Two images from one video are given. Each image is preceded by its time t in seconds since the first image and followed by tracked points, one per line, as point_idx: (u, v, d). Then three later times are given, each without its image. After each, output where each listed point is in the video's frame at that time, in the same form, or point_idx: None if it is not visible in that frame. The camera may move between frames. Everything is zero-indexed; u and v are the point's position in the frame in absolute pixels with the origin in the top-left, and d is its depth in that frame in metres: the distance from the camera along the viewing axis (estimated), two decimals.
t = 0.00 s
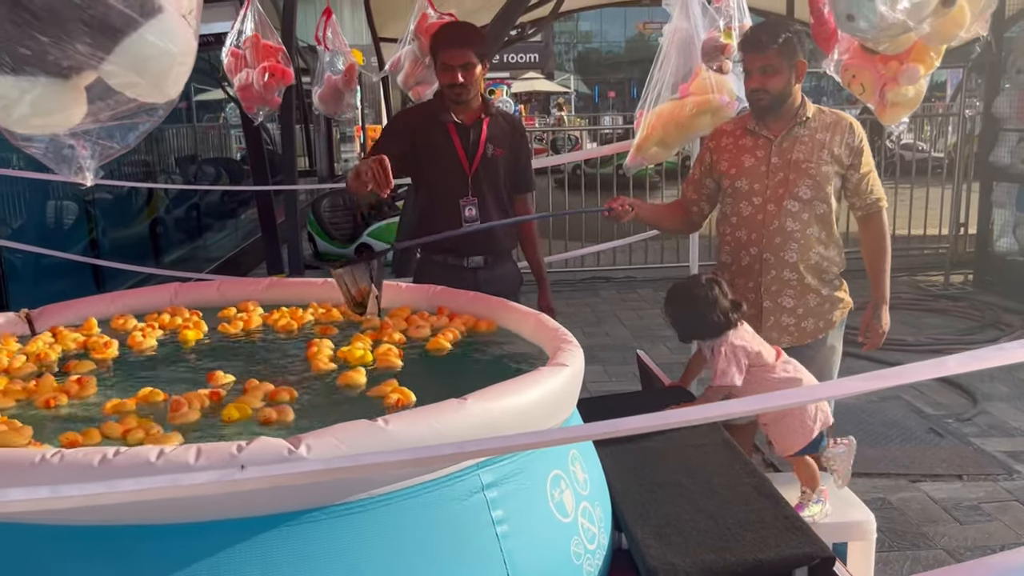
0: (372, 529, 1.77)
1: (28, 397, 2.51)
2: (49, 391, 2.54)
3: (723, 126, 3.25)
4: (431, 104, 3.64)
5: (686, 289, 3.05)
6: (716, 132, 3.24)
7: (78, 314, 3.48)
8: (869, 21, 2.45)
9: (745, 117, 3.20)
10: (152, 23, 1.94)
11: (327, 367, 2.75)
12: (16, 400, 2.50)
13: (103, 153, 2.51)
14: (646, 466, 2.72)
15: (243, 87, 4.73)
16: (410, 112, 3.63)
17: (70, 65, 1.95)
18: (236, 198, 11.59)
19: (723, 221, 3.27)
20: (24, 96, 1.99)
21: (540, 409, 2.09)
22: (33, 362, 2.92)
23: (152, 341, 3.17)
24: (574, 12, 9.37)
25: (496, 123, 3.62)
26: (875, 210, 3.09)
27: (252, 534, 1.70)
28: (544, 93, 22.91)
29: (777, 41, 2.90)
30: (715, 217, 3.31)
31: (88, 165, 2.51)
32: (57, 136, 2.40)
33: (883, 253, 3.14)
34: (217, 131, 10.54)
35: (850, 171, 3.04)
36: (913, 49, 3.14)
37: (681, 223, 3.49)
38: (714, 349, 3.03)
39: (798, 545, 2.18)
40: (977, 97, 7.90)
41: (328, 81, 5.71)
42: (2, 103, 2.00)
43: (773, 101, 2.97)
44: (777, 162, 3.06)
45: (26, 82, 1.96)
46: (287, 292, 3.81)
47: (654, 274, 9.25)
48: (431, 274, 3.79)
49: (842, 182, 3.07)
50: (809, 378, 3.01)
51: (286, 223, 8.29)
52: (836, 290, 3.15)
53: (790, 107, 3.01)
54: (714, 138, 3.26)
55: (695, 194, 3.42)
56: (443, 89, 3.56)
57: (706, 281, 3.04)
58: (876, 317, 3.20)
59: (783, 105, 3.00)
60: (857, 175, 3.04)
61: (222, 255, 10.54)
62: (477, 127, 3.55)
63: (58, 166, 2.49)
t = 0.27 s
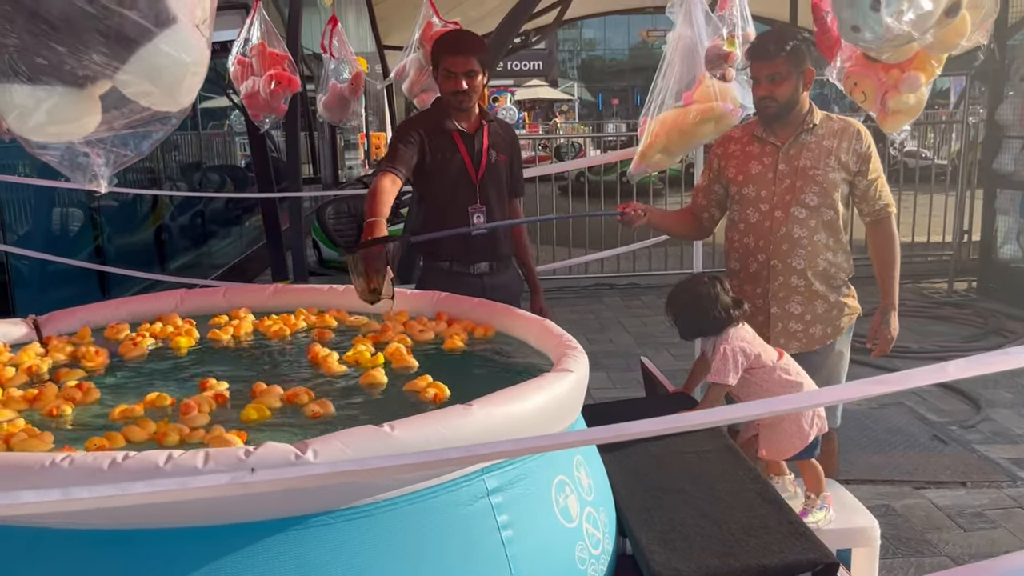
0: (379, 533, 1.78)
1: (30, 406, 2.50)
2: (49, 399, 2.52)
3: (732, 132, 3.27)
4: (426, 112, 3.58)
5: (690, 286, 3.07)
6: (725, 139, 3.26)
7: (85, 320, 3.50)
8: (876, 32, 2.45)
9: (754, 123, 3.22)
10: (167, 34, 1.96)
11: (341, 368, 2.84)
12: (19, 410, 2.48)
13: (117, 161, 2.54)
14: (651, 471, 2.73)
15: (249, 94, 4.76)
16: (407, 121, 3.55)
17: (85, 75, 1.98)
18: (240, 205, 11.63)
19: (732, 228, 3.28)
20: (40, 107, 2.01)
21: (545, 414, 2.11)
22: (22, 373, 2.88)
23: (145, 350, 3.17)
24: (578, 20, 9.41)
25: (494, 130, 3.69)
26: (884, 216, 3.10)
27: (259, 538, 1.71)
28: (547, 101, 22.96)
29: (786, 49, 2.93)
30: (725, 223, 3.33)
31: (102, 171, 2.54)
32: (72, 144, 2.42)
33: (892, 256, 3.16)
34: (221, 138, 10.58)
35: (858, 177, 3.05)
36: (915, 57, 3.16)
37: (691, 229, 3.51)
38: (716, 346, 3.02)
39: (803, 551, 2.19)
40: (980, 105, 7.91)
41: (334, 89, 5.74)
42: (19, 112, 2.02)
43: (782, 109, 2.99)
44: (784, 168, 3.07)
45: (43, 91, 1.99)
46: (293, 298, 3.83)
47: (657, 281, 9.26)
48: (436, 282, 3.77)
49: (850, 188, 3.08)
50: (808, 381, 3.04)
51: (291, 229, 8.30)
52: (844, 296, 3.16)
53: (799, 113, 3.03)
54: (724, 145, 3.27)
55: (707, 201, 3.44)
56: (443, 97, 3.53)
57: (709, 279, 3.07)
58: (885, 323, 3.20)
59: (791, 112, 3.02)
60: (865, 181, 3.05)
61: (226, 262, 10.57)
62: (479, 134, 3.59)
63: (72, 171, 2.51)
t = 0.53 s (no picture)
0: (379, 536, 1.79)
1: (25, 412, 2.49)
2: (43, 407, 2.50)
3: (735, 137, 3.27)
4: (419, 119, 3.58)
5: (694, 283, 3.06)
6: (727, 143, 3.26)
7: (89, 323, 3.52)
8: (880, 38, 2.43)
9: (756, 128, 3.23)
10: (169, 40, 1.98)
11: (349, 368, 2.90)
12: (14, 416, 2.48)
13: (119, 165, 2.51)
14: (651, 476, 2.73)
15: (253, 98, 4.77)
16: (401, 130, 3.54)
17: (89, 78, 1.97)
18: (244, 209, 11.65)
19: (734, 232, 3.29)
20: (43, 111, 2.01)
21: (546, 418, 2.11)
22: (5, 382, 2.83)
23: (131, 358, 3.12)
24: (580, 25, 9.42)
25: (487, 134, 3.71)
26: (885, 221, 3.11)
27: (259, 541, 1.71)
28: (550, 106, 22.99)
29: (789, 54, 2.93)
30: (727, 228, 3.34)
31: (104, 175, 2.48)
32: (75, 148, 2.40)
33: (893, 262, 3.16)
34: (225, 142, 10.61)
35: (860, 183, 3.06)
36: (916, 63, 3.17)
37: (695, 234, 3.51)
38: (715, 348, 3.03)
39: (803, 556, 2.19)
40: (983, 111, 7.92)
41: (337, 93, 5.75)
42: (23, 117, 2.02)
43: (785, 114, 3.00)
44: (786, 173, 3.08)
45: (46, 96, 1.98)
46: (295, 301, 3.84)
47: (659, 286, 9.26)
48: (437, 287, 3.78)
49: (852, 194, 3.08)
50: (805, 383, 3.05)
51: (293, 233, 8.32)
52: (846, 301, 3.16)
53: (801, 119, 3.04)
54: (726, 150, 3.29)
55: (711, 205, 3.45)
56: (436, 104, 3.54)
57: (713, 277, 3.06)
58: (886, 328, 3.20)
59: (794, 117, 3.03)
60: (867, 186, 3.06)
61: (229, 266, 10.59)
62: (475, 139, 3.61)
63: (74, 177, 2.46)
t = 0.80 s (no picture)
0: (375, 536, 1.78)
1: (15, 416, 2.47)
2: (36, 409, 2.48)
3: (736, 138, 3.27)
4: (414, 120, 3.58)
5: (695, 277, 3.04)
6: (728, 144, 3.26)
7: (87, 322, 3.51)
8: (877, 35, 2.46)
9: (757, 129, 3.22)
10: (161, 37, 1.97)
11: (349, 363, 2.93)
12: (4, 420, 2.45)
13: (110, 163, 2.54)
14: (648, 477, 2.73)
15: (252, 98, 4.77)
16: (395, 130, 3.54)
17: (79, 77, 1.99)
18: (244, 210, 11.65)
19: (734, 232, 3.29)
20: (32, 108, 2.05)
21: (542, 419, 2.10)
22: None
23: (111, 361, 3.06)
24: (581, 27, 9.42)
25: (483, 134, 3.69)
26: (885, 224, 3.10)
27: (253, 541, 1.71)
28: (551, 107, 22.99)
29: (787, 58, 2.91)
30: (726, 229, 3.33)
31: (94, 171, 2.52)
32: (66, 146, 2.45)
33: (893, 265, 3.14)
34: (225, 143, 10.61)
35: (860, 185, 3.05)
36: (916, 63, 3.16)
37: (696, 235, 3.50)
38: (711, 345, 3.02)
39: (799, 558, 2.18)
40: (983, 113, 7.91)
41: (337, 93, 5.75)
42: (14, 113, 2.07)
43: (785, 118, 2.99)
44: (786, 175, 3.08)
45: (35, 94, 2.03)
46: (293, 301, 3.83)
47: (659, 288, 9.25)
48: (432, 288, 3.77)
49: (852, 196, 3.07)
50: (793, 387, 3.05)
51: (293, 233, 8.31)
52: (845, 303, 3.15)
53: (801, 120, 3.03)
54: (727, 150, 3.28)
55: (712, 205, 3.44)
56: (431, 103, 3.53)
57: (717, 272, 3.04)
58: (885, 331, 3.19)
59: (795, 119, 3.02)
60: (867, 188, 3.05)
61: (228, 266, 10.59)
62: (469, 139, 3.60)
63: (65, 172, 2.54)
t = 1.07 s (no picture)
0: (369, 534, 1.77)
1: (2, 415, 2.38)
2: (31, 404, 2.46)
3: (734, 137, 3.26)
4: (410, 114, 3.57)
5: (694, 272, 3.00)
6: (725, 142, 3.26)
7: (82, 318, 3.50)
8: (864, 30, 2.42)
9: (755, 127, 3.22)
10: (148, 27, 1.95)
11: (348, 354, 2.99)
12: None
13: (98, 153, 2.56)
14: (644, 475, 2.72)
15: (248, 94, 4.75)
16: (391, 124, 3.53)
17: (65, 67, 1.98)
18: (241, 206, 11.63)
19: (730, 229, 3.29)
20: (20, 97, 2.02)
21: (537, 416, 2.09)
22: None
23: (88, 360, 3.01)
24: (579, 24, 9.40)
25: (478, 130, 3.68)
26: (882, 221, 3.08)
27: (245, 538, 1.70)
28: (550, 104, 22.96)
29: (776, 72, 2.88)
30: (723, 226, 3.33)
31: (83, 164, 2.58)
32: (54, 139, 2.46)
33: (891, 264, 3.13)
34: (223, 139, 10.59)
35: (857, 183, 3.03)
36: (914, 61, 3.14)
37: (692, 232, 3.50)
38: (709, 342, 3.00)
39: (795, 556, 2.18)
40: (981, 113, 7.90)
41: (335, 90, 5.73)
42: None
43: (780, 127, 2.98)
44: (783, 173, 3.07)
45: (22, 85, 2.01)
46: (289, 298, 3.82)
47: (657, 286, 9.24)
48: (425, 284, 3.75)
49: (849, 194, 3.06)
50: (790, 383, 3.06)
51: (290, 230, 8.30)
52: (842, 300, 3.14)
53: (798, 121, 3.02)
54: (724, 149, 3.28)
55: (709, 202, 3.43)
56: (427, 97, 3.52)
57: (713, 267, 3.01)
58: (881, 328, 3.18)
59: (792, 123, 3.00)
60: (864, 186, 3.03)
61: (226, 263, 10.57)
62: (464, 135, 3.59)
63: (55, 163, 2.59)
